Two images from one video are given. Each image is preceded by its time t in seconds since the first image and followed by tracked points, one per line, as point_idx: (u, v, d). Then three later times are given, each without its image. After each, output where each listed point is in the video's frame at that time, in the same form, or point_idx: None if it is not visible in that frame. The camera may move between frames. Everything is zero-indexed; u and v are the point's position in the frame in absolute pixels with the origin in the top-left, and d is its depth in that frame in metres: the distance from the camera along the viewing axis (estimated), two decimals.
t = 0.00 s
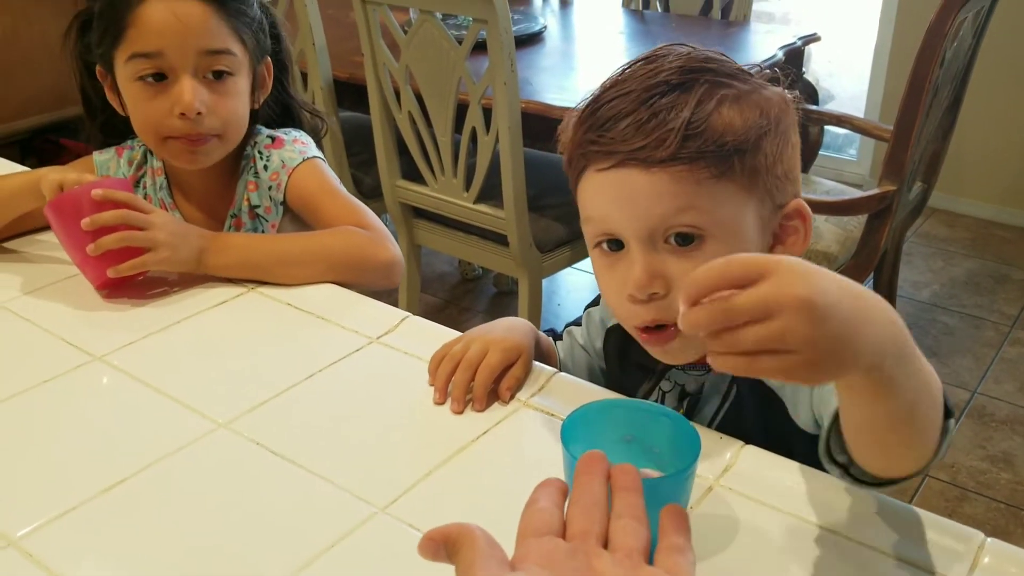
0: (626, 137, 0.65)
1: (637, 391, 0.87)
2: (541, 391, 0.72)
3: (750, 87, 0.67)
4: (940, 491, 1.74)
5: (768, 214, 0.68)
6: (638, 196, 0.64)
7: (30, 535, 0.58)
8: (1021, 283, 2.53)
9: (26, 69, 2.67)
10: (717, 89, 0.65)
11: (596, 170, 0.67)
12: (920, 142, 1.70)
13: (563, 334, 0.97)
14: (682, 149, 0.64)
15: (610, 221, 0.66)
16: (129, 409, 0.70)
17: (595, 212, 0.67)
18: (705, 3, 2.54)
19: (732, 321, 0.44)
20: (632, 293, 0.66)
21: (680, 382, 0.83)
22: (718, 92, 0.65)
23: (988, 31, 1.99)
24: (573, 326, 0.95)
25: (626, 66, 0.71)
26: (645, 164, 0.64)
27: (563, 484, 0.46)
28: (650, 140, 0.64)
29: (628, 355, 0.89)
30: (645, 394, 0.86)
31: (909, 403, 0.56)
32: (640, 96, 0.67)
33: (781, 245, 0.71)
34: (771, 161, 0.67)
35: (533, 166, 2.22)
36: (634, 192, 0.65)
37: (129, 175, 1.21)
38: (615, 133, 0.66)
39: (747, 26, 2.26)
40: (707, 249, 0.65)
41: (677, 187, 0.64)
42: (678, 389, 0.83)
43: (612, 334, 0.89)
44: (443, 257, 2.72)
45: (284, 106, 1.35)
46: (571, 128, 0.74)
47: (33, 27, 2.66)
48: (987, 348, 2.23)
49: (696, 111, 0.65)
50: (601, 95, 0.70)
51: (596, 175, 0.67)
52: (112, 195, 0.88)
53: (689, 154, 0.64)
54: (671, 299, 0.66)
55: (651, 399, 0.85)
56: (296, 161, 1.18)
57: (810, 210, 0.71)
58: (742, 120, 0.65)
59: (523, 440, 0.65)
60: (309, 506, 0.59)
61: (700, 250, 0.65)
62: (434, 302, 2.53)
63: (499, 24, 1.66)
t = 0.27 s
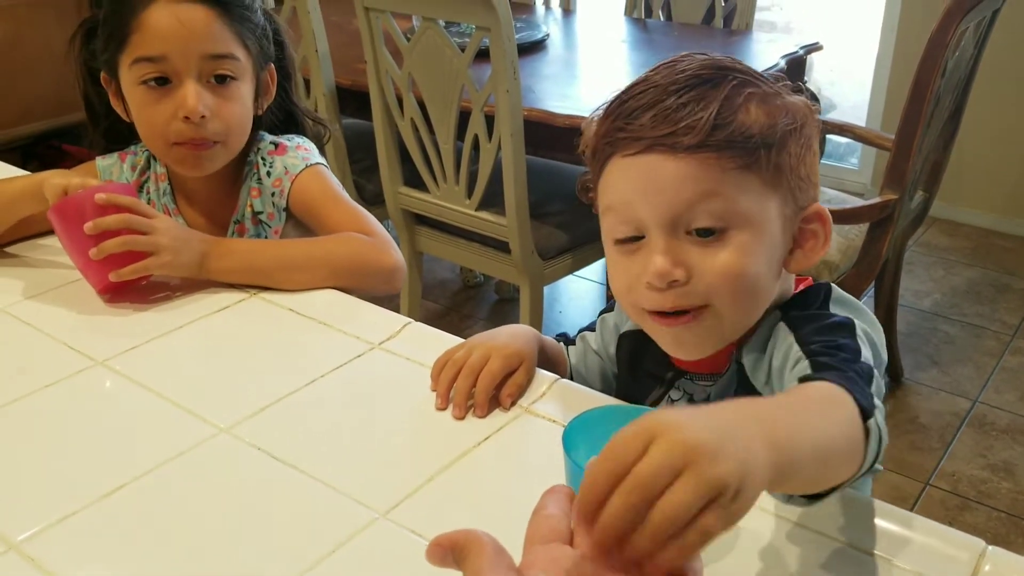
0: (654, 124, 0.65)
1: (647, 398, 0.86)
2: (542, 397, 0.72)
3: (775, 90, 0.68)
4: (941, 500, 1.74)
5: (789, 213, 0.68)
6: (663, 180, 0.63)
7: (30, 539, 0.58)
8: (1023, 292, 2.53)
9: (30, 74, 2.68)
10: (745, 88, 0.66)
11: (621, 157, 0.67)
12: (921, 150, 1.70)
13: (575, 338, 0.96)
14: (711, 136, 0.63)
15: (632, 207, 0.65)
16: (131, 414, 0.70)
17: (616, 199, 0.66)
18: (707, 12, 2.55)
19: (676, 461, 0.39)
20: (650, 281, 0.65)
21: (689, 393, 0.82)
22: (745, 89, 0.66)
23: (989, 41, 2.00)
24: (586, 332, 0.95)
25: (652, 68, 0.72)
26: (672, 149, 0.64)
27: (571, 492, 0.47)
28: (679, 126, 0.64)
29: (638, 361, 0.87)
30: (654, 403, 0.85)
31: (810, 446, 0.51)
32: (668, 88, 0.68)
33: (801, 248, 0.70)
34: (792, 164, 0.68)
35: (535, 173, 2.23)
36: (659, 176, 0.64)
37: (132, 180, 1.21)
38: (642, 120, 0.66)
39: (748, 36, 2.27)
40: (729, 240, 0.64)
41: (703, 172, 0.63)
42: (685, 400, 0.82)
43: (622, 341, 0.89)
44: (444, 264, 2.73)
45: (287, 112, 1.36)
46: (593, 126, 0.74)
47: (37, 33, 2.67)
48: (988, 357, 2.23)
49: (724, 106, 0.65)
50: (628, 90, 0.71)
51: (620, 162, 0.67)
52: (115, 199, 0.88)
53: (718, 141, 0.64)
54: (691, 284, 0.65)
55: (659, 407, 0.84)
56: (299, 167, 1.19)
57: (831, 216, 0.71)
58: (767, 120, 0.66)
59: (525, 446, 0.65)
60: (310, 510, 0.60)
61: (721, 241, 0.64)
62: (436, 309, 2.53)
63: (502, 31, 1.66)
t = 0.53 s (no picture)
0: (667, 129, 0.65)
1: (650, 401, 0.87)
2: (542, 398, 0.72)
3: (789, 96, 0.68)
4: (939, 505, 1.74)
5: (800, 220, 0.69)
6: (675, 188, 0.64)
7: (29, 536, 0.58)
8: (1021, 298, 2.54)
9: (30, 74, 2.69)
10: (759, 94, 0.67)
11: (632, 161, 0.67)
12: (920, 156, 1.70)
13: (579, 341, 0.97)
14: (725, 143, 0.64)
15: (641, 213, 0.66)
16: (131, 412, 0.70)
17: (626, 205, 0.67)
18: (708, 18, 2.56)
19: (692, 501, 0.40)
20: (661, 289, 0.65)
21: (693, 397, 0.83)
22: (759, 96, 0.67)
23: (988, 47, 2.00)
24: (591, 334, 0.95)
25: (664, 70, 0.72)
26: (685, 156, 0.64)
27: (599, 479, 0.46)
28: (692, 132, 0.64)
29: (640, 367, 0.89)
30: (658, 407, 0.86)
31: (826, 461, 0.51)
32: (682, 92, 0.68)
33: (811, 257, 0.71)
34: (804, 172, 0.68)
35: (535, 177, 2.23)
36: (672, 183, 0.64)
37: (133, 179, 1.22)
38: (655, 125, 0.66)
39: (749, 41, 2.28)
40: (740, 248, 0.65)
41: (716, 180, 0.63)
42: (690, 404, 0.83)
43: (628, 343, 0.90)
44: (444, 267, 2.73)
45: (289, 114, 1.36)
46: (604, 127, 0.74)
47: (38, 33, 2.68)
48: (986, 362, 2.24)
49: (738, 112, 0.66)
50: (642, 92, 0.71)
51: (631, 166, 0.67)
52: (116, 199, 0.88)
53: (731, 148, 0.64)
54: (701, 292, 0.65)
55: (664, 410, 0.85)
56: (301, 168, 1.19)
57: (840, 224, 0.72)
58: (781, 127, 0.67)
59: (525, 446, 0.66)
60: (310, 508, 0.60)
61: (731, 249, 0.64)
62: (435, 312, 2.53)
63: (503, 35, 1.67)
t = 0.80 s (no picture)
0: (683, 130, 0.66)
1: (653, 398, 0.87)
2: (543, 395, 0.72)
3: (801, 93, 0.69)
4: (939, 507, 1.74)
5: (812, 219, 0.70)
6: (691, 190, 0.64)
7: (27, 531, 0.58)
8: (1022, 300, 2.54)
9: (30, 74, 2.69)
10: (773, 92, 0.67)
11: (646, 162, 0.67)
12: (921, 157, 1.70)
13: (579, 338, 0.96)
14: (741, 145, 0.64)
15: (655, 217, 0.66)
16: (129, 409, 0.70)
17: (639, 207, 0.67)
18: (709, 19, 2.56)
19: (725, 489, 0.41)
20: (678, 294, 0.66)
21: (699, 395, 0.83)
22: (773, 94, 0.67)
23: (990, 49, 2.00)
24: (592, 332, 0.95)
25: (673, 65, 0.72)
26: (702, 158, 0.64)
27: (596, 464, 0.49)
28: (708, 133, 0.65)
29: (644, 364, 0.88)
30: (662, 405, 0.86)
31: (857, 462, 0.52)
32: (696, 90, 0.68)
33: (821, 255, 0.73)
34: (818, 168, 0.69)
35: (536, 177, 2.23)
36: (687, 186, 0.64)
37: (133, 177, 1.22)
38: (669, 125, 0.66)
39: (750, 42, 2.28)
40: (754, 250, 0.65)
41: (733, 183, 0.64)
42: (696, 403, 0.83)
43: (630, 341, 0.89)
44: (444, 268, 2.73)
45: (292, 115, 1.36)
46: (614, 124, 0.74)
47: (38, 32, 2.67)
48: (987, 364, 2.23)
49: (754, 111, 0.66)
50: (653, 89, 0.71)
51: (645, 167, 0.67)
52: (115, 200, 0.88)
53: (748, 149, 0.64)
54: (717, 297, 0.67)
55: (669, 407, 0.86)
56: (301, 167, 1.19)
57: (851, 222, 0.74)
58: (796, 126, 0.67)
59: (524, 443, 0.66)
60: (309, 504, 0.60)
61: (747, 251, 0.65)
62: (435, 312, 2.53)
63: (504, 35, 1.67)
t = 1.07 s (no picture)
0: (693, 130, 0.67)
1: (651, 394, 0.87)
2: (541, 392, 0.72)
3: (811, 92, 0.70)
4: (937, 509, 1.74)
5: (817, 219, 0.72)
6: (700, 191, 0.66)
7: (25, 526, 0.57)
8: (1020, 303, 2.54)
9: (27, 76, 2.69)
10: (783, 91, 0.68)
11: (655, 161, 0.68)
12: (920, 159, 1.70)
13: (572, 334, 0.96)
14: (751, 146, 0.66)
15: (662, 216, 0.68)
16: (128, 404, 0.70)
17: (647, 206, 0.68)
18: (707, 22, 2.56)
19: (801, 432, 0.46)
20: (683, 292, 0.68)
21: (699, 391, 0.84)
22: (784, 93, 0.68)
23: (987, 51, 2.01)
24: (585, 328, 0.95)
25: (681, 62, 0.73)
26: (712, 158, 0.66)
27: (567, 449, 0.48)
28: (719, 134, 0.66)
29: (641, 359, 0.88)
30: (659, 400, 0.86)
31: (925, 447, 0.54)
32: (707, 89, 0.69)
33: (824, 254, 0.75)
34: (825, 166, 0.70)
35: (534, 179, 2.23)
36: (696, 186, 0.66)
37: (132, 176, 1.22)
38: (679, 125, 0.68)
39: (748, 44, 2.28)
40: (761, 251, 0.67)
41: (741, 183, 0.66)
42: (695, 398, 0.84)
43: (625, 338, 0.89)
44: (442, 270, 2.73)
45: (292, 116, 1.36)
46: (622, 120, 0.75)
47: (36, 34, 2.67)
48: (985, 367, 2.23)
49: (764, 111, 0.67)
50: (662, 86, 0.72)
51: (654, 166, 0.68)
52: (116, 199, 0.88)
53: (757, 151, 0.66)
54: (722, 296, 0.68)
55: (666, 403, 0.85)
56: (298, 166, 1.19)
57: (854, 220, 0.75)
58: (805, 126, 0.68)
59: (523, 440, 0.65)
60: (307, 500, 0.59)
61: (754, 251, 0.67)
62: (433, 315, 2.53)
63: (503, 37, 1.67)
